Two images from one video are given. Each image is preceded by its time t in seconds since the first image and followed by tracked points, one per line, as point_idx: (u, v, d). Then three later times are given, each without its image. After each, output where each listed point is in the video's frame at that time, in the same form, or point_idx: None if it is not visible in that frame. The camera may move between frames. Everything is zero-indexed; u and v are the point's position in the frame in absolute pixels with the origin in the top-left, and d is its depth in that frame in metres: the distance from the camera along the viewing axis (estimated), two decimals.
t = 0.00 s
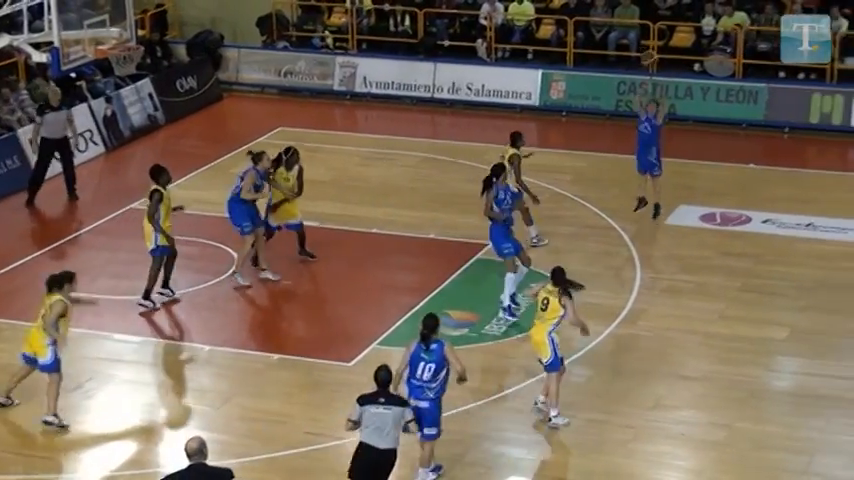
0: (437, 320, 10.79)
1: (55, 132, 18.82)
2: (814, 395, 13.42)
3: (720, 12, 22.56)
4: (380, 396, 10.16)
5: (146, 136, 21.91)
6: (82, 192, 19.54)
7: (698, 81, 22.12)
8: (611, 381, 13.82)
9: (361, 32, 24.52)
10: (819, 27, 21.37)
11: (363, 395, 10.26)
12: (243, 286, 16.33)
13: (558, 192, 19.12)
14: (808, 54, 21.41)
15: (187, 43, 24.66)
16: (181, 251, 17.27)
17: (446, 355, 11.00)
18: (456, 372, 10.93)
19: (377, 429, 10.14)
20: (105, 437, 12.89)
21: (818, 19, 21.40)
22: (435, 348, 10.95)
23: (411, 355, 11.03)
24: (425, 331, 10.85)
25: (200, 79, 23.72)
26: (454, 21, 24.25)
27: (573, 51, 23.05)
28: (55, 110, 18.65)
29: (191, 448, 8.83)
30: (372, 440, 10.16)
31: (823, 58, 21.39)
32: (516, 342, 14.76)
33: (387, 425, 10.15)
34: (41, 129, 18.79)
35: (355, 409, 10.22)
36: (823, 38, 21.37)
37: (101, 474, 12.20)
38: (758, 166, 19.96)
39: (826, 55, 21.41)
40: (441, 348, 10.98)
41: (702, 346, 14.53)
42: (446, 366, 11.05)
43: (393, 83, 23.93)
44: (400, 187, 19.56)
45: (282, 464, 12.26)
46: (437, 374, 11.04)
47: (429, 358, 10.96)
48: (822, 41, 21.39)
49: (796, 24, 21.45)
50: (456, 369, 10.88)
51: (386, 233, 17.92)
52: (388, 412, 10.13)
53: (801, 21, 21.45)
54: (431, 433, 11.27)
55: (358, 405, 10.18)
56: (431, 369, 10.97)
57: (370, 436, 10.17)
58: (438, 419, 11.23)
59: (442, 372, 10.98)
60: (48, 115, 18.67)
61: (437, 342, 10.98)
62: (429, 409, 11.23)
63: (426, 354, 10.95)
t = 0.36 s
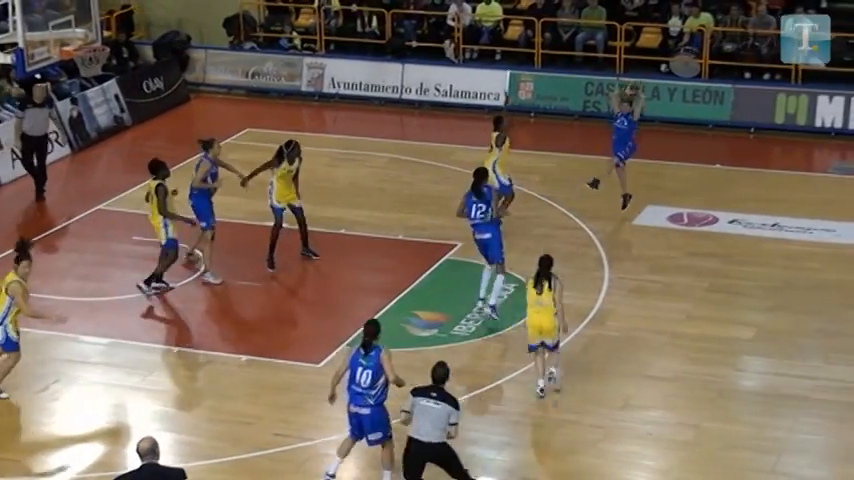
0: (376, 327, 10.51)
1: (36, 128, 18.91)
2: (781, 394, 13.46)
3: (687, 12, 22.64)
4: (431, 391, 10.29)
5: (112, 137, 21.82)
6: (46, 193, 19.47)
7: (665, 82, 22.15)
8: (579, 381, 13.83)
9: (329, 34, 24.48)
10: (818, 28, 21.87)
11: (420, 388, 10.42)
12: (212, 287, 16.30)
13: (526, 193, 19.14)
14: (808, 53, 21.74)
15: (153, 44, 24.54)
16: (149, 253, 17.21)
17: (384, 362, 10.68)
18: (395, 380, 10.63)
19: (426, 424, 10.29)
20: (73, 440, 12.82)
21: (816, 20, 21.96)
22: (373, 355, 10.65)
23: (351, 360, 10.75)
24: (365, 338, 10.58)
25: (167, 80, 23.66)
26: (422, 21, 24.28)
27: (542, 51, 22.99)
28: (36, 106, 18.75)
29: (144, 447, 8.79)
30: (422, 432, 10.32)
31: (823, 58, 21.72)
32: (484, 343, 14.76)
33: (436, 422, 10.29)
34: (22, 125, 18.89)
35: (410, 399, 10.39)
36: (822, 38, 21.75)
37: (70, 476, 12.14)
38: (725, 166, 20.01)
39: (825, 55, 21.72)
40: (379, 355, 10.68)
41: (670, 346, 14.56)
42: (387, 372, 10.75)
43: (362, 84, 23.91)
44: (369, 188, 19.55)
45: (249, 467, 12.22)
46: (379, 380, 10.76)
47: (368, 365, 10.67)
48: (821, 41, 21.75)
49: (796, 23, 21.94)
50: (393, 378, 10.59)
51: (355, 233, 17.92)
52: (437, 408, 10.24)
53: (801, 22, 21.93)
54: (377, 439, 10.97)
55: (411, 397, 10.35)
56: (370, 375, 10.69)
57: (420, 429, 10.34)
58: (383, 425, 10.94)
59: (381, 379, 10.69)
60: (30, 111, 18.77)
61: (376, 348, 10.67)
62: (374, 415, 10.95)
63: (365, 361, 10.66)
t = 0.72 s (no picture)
0: (316, 326, 10.42)
1: (32, 121, 19.22)
2: (762, 394, 13.48)
3: (668, 13, 22.61)
4: (488, 350, 10.62)
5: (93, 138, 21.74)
6: (26, 193, 19.43)
7: (647, 82, 22.18)
8: (561, 381, 13.85)
9: (310, 34, 24.49)
10: (818, 27, 21.43)
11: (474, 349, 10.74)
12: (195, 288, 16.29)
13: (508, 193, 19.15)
14: (808, 53, 21.41)
15: (134, 44, 24.48)
16: (131, 253, 17.19)
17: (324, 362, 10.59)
18: (336, 381, 10.54)
19: (486, 381, 10.62)
20: (55, 440, 12.79)
21: (816, 19, 21.49)
22: (312, 355, 10.56)
23: (290, 361, 10.65)
24: (303, 338, 10.48)
25: (149, 80, 23.61)
26: (404, 22, 24.30)
27: (524, 51, 23.03)
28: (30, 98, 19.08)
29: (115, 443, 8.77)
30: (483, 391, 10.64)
31: (823, 59, 21.40)
32: (466, 342, 14.77)
33: (494, 378, 10.62)
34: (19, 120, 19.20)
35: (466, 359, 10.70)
36: (822, 38, 21.37)
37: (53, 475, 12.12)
38: (706, 166, 20.05)
39: (825, 55, 21.39)
40: (319, 354, 10.59)
41: (651, 346, 14.58)
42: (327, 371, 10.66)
43: (343, 84, 23.89)
44: (351, 188, 19.55)
45: (232, 467, 12.21)
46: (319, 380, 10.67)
47: (308, 365, 10.58)
48: (821, 42, 21.38)
49: (796, 23, 21.52)
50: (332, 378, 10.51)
51: (336, 233, 17.91)
52: (495, 366, 10.58)
53: (801, 21, 21.52)
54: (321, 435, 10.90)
55: (469, 358, 10.66)
56: (309, 376, 10.61)
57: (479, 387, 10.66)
58: (324, 421, 10.87)
59: (321, 378, 10.61)
60: (25, 104, 19.10)
61: (315, 348, 10.58)
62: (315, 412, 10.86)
63: (304, 361, 10.57)
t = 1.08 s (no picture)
0: (277, 333, 10.37)
1: (41, 117, 19.39)
2: (757, 393, 13.50)
3: (663, 13, 22.62)
4: (530, 345, 10.98)
5: (88, 137, 21.76)
6: (21, 193, 19.42)
7: (642, 83, 22.15)
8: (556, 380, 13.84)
9: (305, 34, 24.49)
10: (817, 27, 21.66)
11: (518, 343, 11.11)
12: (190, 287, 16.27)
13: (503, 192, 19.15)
14: (808, 54, 21.63)
15: (129, 44, 24.47)
16: (126, 253, 17.17)
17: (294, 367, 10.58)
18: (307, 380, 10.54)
19: (531, 375, 11.04)
20: (49, 440, 12.78)
21: (815, 20, 21.73)
22: (281, 362, 10.53)
23: (255, 370, 10.59)
24: (269, 346, 10.44)
25: (143, 79, 23.60)
26: (398, 22, 24.29)
27: (518, 51, 23.02)
28: (42, 96, 19.25)
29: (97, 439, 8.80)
30: (529, 384, 11.06)
31: (823, 58, 21.57)
32: (461, 342, 14.76)
33: (539, 371, 11.03)
34: (29, 116, 19.36)
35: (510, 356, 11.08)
36: (822, 39, 21.58)
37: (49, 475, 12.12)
38: (701, 166, 20.06)
39: (824, 55, 21.59)
40: (287, 361, 10.56)
41: (646, 346, 14.59)
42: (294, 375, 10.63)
43: (338, 84, 23.88)
44: (346, 187, 19.55)
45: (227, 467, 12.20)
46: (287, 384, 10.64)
47: (277, 371, 10.54)
48: (822, 42, 21.59)
49: (796, 23, 21.71)
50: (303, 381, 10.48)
51: (331, 233, 17.89)
52: (539, 360, 10.97)
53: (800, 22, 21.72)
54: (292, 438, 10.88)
55: (513, 354, 11.05)
56: (278, 382, 10.56)
57: (526, 380, 11.08)
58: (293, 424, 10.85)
59: (290, 383, 10.59)
60: (36, 101, 19.25)
61: (281, 354, 10.54)
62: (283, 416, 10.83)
63: (273, 367, 10.53)
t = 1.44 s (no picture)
0: (244, 321, 10.71)
1: (70, 110, 19.59)
2: (776, 395, 13.49)
3: (682, 13, 22.62)
4: (582, 333, 11.10)
5: (108, 136, 21.83)
6: (42, 190, 19.47)
7: (660, 83, 22.19)
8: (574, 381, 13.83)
9: (323, 33, 24.54)
10: (817, 27, 21.57)
11: (565, 332, 11.20)
12: (208, 286, 16.32)
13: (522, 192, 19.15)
14: (808, 54, 21.53)
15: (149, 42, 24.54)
16: (145, 251, 17.21)
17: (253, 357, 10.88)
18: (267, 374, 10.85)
19: (582, 362, 11.14)
20: (69, 438, 12.81)
21: (816, 20, 21.64)
22: (241, 349, 10.82)
23: (215, 357, 10.87)
24: (232, 332, 10.76)
25: (162, 78, 23.65)
26: (417, 21, 24.29)
27: (536, 51, 23.02)
28: (69, 88, 19.49)
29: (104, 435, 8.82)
30: (579, 370, 11.16)
31: (823, 58, 21.45)
32: (479, 342, 14.77)
33: (590, 358, 11.13)
34: (58, 109, 19.58)
35: (560, 343, 11.16)
36: (822, 38, 21.47)
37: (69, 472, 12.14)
38: (720, 167, 20.05)
39: (824, 55, 21.47)
40: (247, 349, 10.85)
41: (664, 346, 14.58)
42: (255, 365, 10.90)
43: (356, 83, 23.91)
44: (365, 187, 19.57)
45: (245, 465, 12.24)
46: (245, 375, 10.89)
47: (237, 358, 10.81)
48: (821, 42, 21.47)
49: (796, 23, 21.60)
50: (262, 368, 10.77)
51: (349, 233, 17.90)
52: (591, 347, 11.08)
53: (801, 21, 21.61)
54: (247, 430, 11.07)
55: (562, 342, 11.14)
56: (237, 369, 10.81)
57: (575, 368, 11.18)
58: (248, 415, 11.06)
59: (249, 370, 10.84)
60: (63, 93, 19.48)
61: (244, 344, 10.85)
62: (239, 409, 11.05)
63: (234, 353, 10.81)
